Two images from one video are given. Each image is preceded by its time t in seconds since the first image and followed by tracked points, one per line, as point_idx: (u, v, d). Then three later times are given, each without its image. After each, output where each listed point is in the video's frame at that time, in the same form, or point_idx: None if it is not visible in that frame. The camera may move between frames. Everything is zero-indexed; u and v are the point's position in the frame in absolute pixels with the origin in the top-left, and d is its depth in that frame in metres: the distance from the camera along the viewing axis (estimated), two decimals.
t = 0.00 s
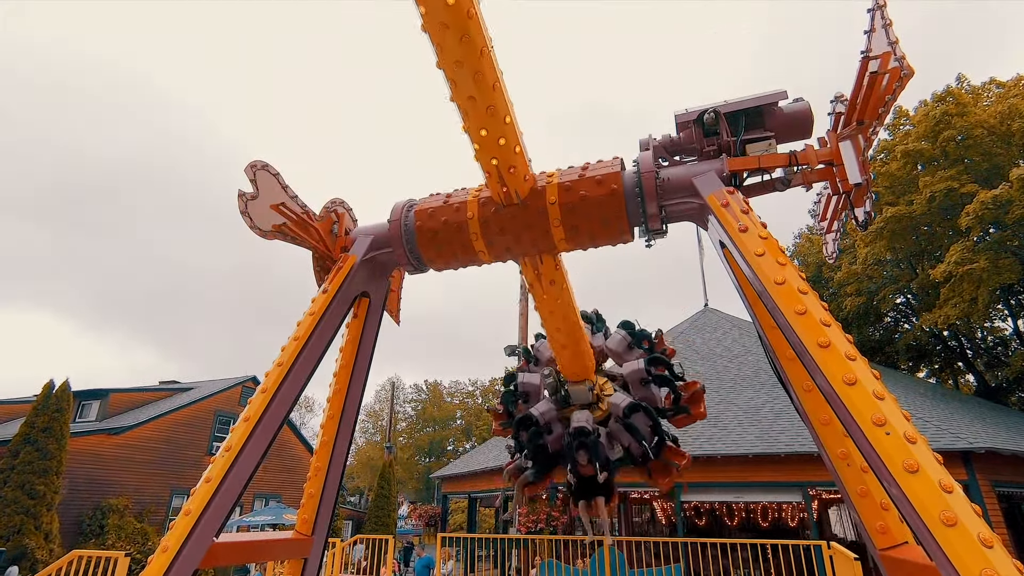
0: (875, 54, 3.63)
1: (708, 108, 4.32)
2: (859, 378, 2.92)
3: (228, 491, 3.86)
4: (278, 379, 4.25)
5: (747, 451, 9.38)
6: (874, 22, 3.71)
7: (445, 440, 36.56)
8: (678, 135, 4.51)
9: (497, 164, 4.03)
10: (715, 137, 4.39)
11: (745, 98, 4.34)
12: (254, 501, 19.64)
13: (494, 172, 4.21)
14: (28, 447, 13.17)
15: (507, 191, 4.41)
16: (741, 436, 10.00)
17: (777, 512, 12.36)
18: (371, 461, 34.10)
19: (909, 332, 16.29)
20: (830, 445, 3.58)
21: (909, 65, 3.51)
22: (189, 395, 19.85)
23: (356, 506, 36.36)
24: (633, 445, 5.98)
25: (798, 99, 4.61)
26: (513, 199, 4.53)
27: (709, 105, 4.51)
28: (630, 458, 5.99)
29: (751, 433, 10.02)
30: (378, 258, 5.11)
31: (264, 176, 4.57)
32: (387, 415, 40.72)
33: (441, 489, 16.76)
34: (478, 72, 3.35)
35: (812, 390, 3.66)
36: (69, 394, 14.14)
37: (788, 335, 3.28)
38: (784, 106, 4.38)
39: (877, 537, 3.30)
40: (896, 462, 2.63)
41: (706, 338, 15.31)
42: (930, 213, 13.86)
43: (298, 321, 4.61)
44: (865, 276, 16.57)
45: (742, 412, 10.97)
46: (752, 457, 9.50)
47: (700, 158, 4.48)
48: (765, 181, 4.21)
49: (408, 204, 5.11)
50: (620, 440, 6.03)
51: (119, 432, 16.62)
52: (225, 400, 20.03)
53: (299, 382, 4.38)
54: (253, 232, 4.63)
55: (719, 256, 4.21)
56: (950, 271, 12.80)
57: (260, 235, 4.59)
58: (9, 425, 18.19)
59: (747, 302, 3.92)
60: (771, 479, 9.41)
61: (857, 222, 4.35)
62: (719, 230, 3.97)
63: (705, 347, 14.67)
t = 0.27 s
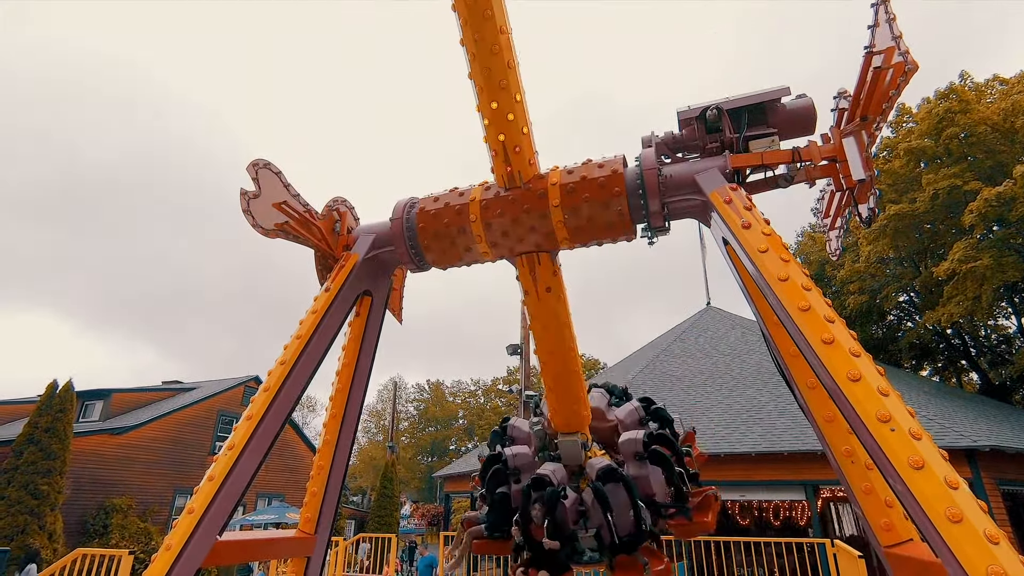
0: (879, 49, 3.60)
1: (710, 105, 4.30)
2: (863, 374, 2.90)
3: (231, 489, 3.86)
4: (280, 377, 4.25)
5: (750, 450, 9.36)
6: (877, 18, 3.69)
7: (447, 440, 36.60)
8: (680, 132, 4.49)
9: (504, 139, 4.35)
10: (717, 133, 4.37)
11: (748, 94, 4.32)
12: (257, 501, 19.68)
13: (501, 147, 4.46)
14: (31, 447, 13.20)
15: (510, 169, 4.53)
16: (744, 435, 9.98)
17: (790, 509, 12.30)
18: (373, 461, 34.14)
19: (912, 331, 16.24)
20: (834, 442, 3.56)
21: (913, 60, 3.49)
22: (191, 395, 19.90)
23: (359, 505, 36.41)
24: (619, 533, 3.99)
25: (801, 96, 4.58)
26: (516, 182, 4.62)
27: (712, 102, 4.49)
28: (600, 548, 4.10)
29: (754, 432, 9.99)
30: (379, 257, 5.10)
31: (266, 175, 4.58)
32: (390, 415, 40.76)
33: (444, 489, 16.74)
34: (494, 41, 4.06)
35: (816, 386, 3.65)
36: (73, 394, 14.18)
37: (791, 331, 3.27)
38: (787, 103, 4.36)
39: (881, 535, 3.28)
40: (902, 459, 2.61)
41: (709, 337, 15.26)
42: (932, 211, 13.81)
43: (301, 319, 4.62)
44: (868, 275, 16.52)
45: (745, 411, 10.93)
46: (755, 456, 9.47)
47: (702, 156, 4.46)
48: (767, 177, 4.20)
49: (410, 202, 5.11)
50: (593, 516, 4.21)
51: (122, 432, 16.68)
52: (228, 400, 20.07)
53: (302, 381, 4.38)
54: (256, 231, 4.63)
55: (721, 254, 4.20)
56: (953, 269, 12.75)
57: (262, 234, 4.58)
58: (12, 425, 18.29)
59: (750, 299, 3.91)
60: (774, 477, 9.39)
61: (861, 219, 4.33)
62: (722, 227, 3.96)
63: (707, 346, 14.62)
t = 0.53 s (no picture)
0: (886, 40, 3.57)
1: (715, 98, 4.28)
2: (870, 368, 2.89)
3: (238, 484, 3.87)
4: (286, 372, 4.27)
5: (755, 444, 9.34)
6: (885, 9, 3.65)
7: (452, 436, 36.72)
8: (685, 125, 4.47)
9: (516, 126, 5.13)
10: (723, 126, 4.35)
11: (753, 87, 4.30)
12: (263, 497, 19.80)
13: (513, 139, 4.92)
14: (39, 444, 13.30)
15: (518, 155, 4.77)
16: (749, 429, 9.97)
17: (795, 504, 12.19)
18: (378, 457, 34.29)
19: (918, 325, 16.18)
20: (840, 437, 3.54)
21: (920, 51, 3.46)
22: (197, 392, 20.01)
23: (364, 501, 36.60)
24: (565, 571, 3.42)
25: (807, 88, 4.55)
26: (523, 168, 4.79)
27: (717, 94, 4.46)
28: None
29: (759, 426, 9.99)
30: (383, 252, 5.11)
31: (270, 171, 4.57)
32: (395, 412, 40.93)
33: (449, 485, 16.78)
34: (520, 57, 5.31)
35: (822, 380, 3.63)
36: (79, 391, 14.28)
37: (797, 324, 3.26)
38: (792, 95, 4.34)
39: (888, 529, 3.26)
40: (909, 452, 2.60)
41: (713, 332, 15.23)
42: (938, 205, 13.73)
43: (306, 315, 4.63)
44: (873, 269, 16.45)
45: (750, 406, 10.92)
46: (759, 451, 9.47)
47: (707, 149, 4.44)
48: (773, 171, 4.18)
49: (415, 197, 5.10)
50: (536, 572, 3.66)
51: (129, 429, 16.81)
52: (233, 397, 20.17)
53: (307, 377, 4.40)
54: (261, 227, 4.63)
55: (726, 247, 4.19)
56: (959, 262, 12.69)
57: (267, 229, 4.59)
58: (21, 422, 18.46)
59: (756, 293, 3.89)
60: (779, 472, 9.38)
61: (867, 212, 4.31)
62: (727, 221, 3.95)
63: (711, 342, 14.59)
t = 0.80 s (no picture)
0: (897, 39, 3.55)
1: (724, 100, 4.27)
2: (885, 369, 2.86)
3: (250, 487, 3.89)
4: (298, 375, 4.29)
5: (766, 448, 9.25)
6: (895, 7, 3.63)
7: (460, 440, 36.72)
8: (694, 127, 4.46)
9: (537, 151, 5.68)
10: (732, 127, 4.34)
11: (762, 88, 4.28)
12: (273, 501, 19.89)
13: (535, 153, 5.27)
14: (53, 448, 13.45)
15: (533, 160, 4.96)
16: (760, 433, 9.89)
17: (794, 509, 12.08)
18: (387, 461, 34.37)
19: (931, 327, 15.99)
20: (855, 439, 3.50)
21: (932, 50, 3.43)
22: (208, 396, 20.17)
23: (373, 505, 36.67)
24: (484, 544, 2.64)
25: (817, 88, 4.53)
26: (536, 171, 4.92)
27: (726, 96, 4.45)
28: None
29: (770, 430, 9.90)
30: (393, 256, 5.12)
31: (281, 176, 4.61)
32: (404, 416, 41.04)
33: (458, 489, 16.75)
34: (556, 113, 6.27)
35: (835, 382, 3.59)
36: (93, 395, 14.44)
37: (810, 326, 3.23)
38: (802, 96, 4.32)
39: (905, 533, 3.21)
40: (925, 454, 2.57)
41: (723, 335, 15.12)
42: (951, 205, 13.57)
43: (316, 319, 4.65)
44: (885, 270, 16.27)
45: (762, 409, 10.82)
46: (771, 455, 9.38)
47: (717, 150, 4.42)
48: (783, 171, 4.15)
49: (424, 201, 5.12)
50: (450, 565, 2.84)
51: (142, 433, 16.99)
52: (244, 401, 20.30)
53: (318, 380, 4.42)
54: (272, 232, 4.67)
55: (737, 249, 4.16)
56: (974, 263, 12.53)
57: (278, 234, 4.60)
58: (36, 427, 18.71)
59: (767, 294, 3.88)
60: (792, 476, 9.28)
61: (879, 213, 4.27)
62: (737, 222, 3.93)
63: (722, 345, 14.48)
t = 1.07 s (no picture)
0: (906, 58, 3.57)
1: (734, 119, 4.30)
2: (904, 390, 2.82)
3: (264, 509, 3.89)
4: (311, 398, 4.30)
5: (784, 468, 9.08)
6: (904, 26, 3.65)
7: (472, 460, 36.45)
8: (705, 146, 4.48)
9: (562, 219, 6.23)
10: (743, 146, 4.36)
11: (772, 107, 4.31)
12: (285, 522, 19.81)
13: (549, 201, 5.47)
14: (70, 468, 13.57)
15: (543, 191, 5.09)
16: (778, 452, 9.72)
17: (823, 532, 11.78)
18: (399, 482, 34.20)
19: (951, 343, 15.71)
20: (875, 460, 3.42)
21: (942, 68, 3.43)
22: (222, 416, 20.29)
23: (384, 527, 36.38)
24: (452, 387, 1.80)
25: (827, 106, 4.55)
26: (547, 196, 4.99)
27: (736, 115, 4.48)
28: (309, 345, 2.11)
29: (788, 449, 9.73)
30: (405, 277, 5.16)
31: (297, 199, 4.68)
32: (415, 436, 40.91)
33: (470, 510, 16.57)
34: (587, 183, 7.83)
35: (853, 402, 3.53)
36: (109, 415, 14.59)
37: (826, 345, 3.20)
38: (812, 114, 4.33)
39: (929, 557, 3.13)
40: (948, 475, 2.52)
41: (737, 352, 14.95)
42: (968, 219, 13.42)
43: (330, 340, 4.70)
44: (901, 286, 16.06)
45: (779, 428, 10.64)
46: (789, 475, 9.20)
47: (728, 169, 4.43)
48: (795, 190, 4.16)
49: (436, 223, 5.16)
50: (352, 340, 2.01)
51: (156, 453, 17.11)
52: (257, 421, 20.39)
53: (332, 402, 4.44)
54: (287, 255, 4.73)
55: (750, 268, 4.15)
56: (993, 278, 12.34)
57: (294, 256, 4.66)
58: (53, 446, 18.92)
59: (781, 312, 3.86)
60: (812, 497, 9.08)
61: (893, 229, 4.24)
62: (749, 241, 3.93)
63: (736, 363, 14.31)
